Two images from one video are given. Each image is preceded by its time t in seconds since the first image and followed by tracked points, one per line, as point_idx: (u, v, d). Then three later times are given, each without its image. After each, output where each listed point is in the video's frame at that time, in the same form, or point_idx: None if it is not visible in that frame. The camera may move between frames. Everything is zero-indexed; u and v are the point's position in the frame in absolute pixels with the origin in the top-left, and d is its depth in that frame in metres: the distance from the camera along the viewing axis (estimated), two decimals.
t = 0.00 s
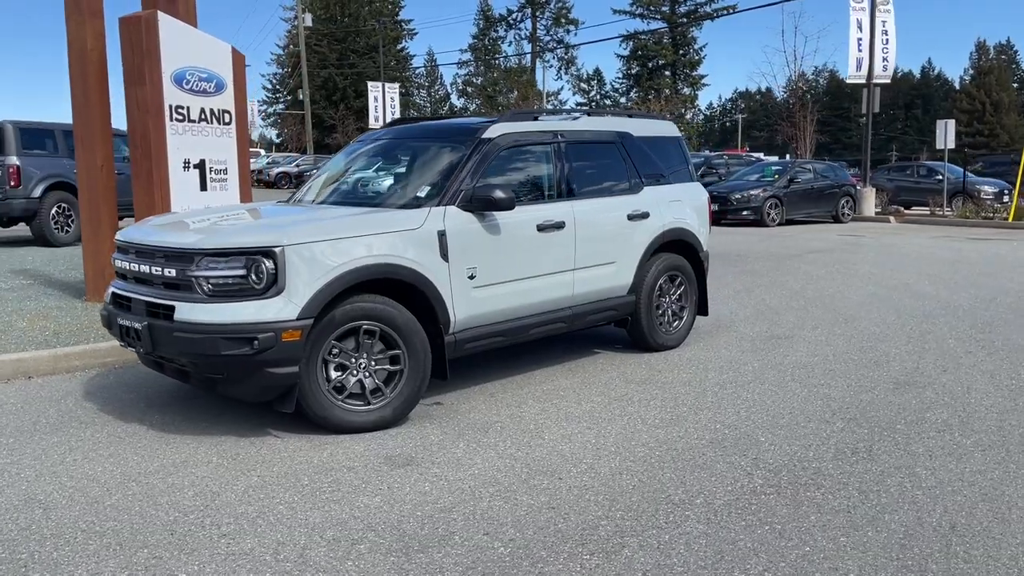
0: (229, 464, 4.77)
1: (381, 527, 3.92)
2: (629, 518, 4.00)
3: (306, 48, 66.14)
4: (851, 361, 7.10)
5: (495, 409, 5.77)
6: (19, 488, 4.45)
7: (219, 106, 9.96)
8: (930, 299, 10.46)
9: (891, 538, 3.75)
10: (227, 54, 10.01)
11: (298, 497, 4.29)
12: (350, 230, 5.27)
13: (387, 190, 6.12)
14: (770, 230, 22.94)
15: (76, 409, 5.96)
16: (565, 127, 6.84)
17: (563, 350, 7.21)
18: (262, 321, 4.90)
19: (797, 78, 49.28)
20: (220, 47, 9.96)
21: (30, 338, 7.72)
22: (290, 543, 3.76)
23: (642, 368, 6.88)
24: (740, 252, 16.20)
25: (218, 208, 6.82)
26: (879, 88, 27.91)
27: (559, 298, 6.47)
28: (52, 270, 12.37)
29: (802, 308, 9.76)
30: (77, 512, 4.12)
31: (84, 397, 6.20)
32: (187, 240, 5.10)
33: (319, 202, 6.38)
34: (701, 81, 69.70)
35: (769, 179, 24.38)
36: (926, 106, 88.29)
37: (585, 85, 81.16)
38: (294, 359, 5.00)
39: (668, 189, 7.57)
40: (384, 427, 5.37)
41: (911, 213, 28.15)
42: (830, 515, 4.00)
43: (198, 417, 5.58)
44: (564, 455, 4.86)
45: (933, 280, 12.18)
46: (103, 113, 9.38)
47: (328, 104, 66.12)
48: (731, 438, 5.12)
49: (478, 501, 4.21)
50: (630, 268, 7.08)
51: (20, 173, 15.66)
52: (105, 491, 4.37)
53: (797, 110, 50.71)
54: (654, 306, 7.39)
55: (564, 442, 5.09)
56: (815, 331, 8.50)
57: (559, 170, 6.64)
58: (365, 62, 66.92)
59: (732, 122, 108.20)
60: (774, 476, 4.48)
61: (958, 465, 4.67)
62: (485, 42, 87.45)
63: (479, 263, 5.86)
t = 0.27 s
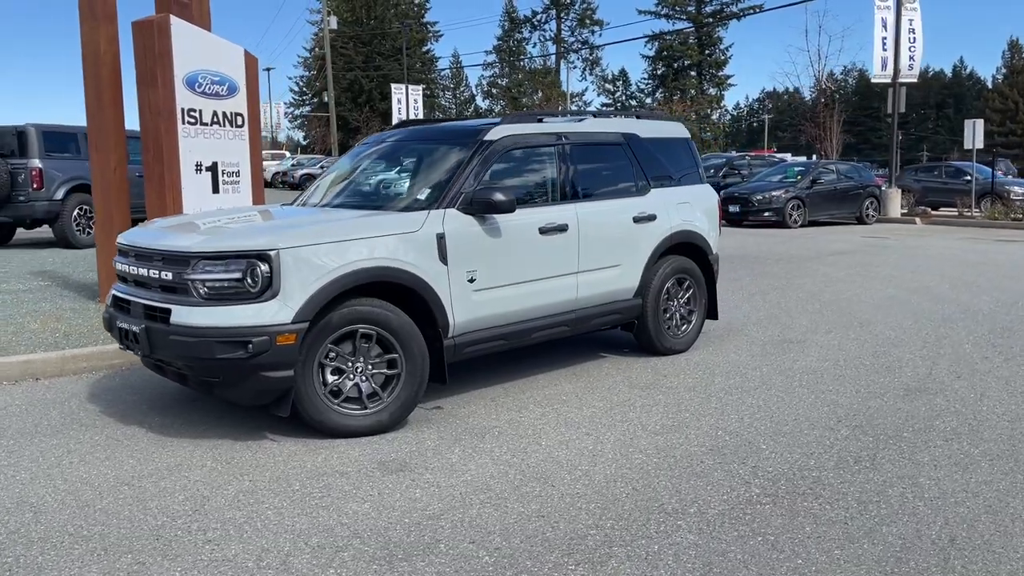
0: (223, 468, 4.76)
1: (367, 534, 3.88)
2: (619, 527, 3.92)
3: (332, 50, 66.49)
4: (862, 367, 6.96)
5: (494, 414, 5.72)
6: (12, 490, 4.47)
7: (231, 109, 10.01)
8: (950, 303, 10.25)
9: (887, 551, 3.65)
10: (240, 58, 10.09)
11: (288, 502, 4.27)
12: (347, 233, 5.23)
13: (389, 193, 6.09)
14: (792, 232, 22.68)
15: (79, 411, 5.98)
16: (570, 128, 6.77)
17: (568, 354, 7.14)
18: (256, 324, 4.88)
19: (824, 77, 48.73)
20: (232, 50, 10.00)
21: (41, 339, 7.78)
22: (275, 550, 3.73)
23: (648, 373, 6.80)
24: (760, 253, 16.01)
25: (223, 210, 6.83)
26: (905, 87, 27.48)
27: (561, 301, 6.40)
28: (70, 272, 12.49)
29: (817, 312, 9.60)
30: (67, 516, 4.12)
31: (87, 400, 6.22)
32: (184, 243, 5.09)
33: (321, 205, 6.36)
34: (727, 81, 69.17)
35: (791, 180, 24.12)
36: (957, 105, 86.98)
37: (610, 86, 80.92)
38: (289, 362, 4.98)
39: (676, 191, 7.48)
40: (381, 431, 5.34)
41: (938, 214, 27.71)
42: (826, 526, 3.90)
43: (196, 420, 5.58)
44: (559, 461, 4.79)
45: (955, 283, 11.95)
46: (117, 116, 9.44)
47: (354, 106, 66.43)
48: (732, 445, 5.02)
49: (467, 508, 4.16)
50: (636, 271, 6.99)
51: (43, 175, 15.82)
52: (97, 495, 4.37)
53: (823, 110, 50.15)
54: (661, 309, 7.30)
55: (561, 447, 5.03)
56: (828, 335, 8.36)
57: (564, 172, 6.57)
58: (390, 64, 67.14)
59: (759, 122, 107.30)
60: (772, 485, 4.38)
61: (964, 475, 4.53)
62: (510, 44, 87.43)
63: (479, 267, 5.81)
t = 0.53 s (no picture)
0: (211, 474, 4.76)
1: (346, 543, 3.85)
2: (600, 539, 3.87)
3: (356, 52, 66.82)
4: (867, 373, 6.84)
5: (489, 421, 5.68)
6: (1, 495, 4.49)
7: (240, 113, 10.08)
8: (966, 307, 10.06)
9: (873, 566, 3.56)
10: (248, 61, 10.15)
11: (271, 509, 4.25)
12: (338, 238, 5.22)
13: (385, 198, 6.07)
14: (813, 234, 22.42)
15: (77, 415, 6.02)
16: (570, 132, 6.71)
17: (569, 359, 7.08)
18: (246, 330, 4.88)
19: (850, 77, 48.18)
20: (241, 54, 10.06)
21: (49, 342, 7.86)
22: (252, 559, 3.72)
23: (649, 379, 6.72)
24: (777, 256, 15.84)
25: (225, 215, 6.86)
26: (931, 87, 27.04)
27: (560, 306, 6.35)
28: (85, 274, 12.63)
29: (828, 316, 9.46)
30: (51, 522, 4.14)
31: (87, 403, 6.26)
32: (175, 249, 5.10)
33: (320, 210, 6.36)
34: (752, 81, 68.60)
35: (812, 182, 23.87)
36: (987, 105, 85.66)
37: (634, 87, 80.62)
38: (279, 368, 4.96)
39: (680, 194, 7.39)
40: (373, 438, 5.31)
41: (964, 216, 27.28)
42: (812, 540, 3.82)
43: (191, 425, 5.59)
44: (548, 470, 4.74)
45: (974, 288, 11.73)
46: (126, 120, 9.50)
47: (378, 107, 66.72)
48: (725, 454, 4.95)
49: (449, 518, 4.12)
50: (637, 276, 6.92)
51: (62, 179, 16.04)
52: (83, 501, 4.38)
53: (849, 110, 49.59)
54: (664, 314, 7.22)
55: (551, 455, 4.98)
56: (837, 340, 8.23)
57: (563, 176, 6.51)
58: (413, 66, 67.34)
59: (785, 122, 106.35)
60: (761, 497, 4.31)
61: (961, 487, 4.43)
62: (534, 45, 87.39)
63: (473, 272, 5.77)
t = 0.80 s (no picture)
0: (204, 474, 4.74)
1: (329, 546, 3.82)
2: (587, 544, 3.80)
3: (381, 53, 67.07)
4: (877, 377, 6.70)
5: (486, 423, 5.62)
6: None
7: (252, 113, 10.12)
8: (986, 309, 9.85)
9: None
10: (259, 62, 10.19)
11: (259, 510, 4.23)
12: (334, 238, 5.19)
13: (384, 198, 6.04)
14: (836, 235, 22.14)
15: (79, 413, 6.05)
16: (573, 131, 6.64)
17: (573, 360, 7.01)
18: (239, 330, 4.86)
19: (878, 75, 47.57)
20: (252, 55, 10.10)
21: (58, 340, 7.92)
22: (234, 560, 3.69)
23: (653, 381, 6.63)
24: (797, 257, 15.64)
25: (230, 214, 6.88)
26: (959, 85, 26.52)
27: (561, 307, 6.29)
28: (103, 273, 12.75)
29: (843, 318, 9.31)
30: (39, 521, 4.14)
31: (90, 402, 6.29)
32: (171, 249, 5.10)
33: (320, 210, 6.35)
34: (779, 81, 67.95)
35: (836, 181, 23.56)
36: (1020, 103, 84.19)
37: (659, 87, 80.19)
38: (272, 368, 4.95)
39: (687, 194, 7.28)
40: (368, 439, 5.28)
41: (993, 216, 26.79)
42: (804, 547, 3.72)
43: (189, 425, 5.60)
44: (541, 473, 4.68)
45: (997, 289, 11.49)
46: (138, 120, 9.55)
47: (403, 108, 66.93)
48: (723, 459, 4.86)
49: (436, 521, 4.07)
50: (643, 277, 6.83)
51: (83, 180, 16.26)
52: (74, 500, 4.38)
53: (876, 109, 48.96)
54: (671, 315, 7.13)
55: (546, 458, 4.91)
56: (850, 343, 8.08)
57: (565, 175, 6.45)
58: (438, 66, 67.48)
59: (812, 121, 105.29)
60: (756, 503, 4.22)
61: (964, 494, 4.31)
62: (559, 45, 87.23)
63: (472, 271, 5.72)
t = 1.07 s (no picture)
0: (197, 475, 4.71)
1: (315, 549, 3.77)
2: (576, 551, 3.72)
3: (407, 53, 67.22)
4: (890, 380, 6.55)
5: (486, 425, 5.55)
6: None
7: (264, 112, 10.11)
8: (1009, 312, 9.61)
9: None
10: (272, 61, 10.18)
11: (248, 512, 4.18)
12: (331, 237, 5.14)
13: (387, 197, 5.98)
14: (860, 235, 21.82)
15: (82, 412, 6.05)
16: (579, 129, 6.55)
17: (579, 362, 6.91)
18: (234, 329, 4.82)
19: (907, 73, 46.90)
20: (265, 54, 10.09)
21: (68, 339, 7.96)
22: (218, 563, 3.65)
23: (659, 382, 6.52)
24: (818, 257, 15.40)
25: (236, 212, 6.87)
26: (988, 82, 26.07)
27: (566, 307, 6.20)
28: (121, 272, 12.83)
29: (860, 319, 9.13)
30: (29, 520, 4.12)
31: (94, 400, 6.30)
32: (168, 247, 5.08)
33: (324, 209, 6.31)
34: (806, 79, 67.23)
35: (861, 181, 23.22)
36: None
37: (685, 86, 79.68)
38: (267, 368, 4.91)
39: (697, 193, 7.15)
40: (365, 440, 5.22)
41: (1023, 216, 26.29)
42: (801, 557, 3.61)
43: (188, 424, 5.58)
44: (537, 476, 4.60)
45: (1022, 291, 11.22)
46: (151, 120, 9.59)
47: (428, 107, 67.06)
48: (724, 464, 4.74)
49: (425, 525, 4.01)
50: (650, 277, 6.72)
51: (105, 179, 16.35)
52: (65, 500, 4.37)
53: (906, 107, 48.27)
54: (679, 315, 7.00)
55: (543, 462, 4.83)
56: (865, 345, 7.92)
57: (571, 173, 6.35)
58: (463, 66, 67.54)
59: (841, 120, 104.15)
60: (754, 510, 4.10)
61: (971, 502, 4.17)
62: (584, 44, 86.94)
63: (472, 271, 5.64)
